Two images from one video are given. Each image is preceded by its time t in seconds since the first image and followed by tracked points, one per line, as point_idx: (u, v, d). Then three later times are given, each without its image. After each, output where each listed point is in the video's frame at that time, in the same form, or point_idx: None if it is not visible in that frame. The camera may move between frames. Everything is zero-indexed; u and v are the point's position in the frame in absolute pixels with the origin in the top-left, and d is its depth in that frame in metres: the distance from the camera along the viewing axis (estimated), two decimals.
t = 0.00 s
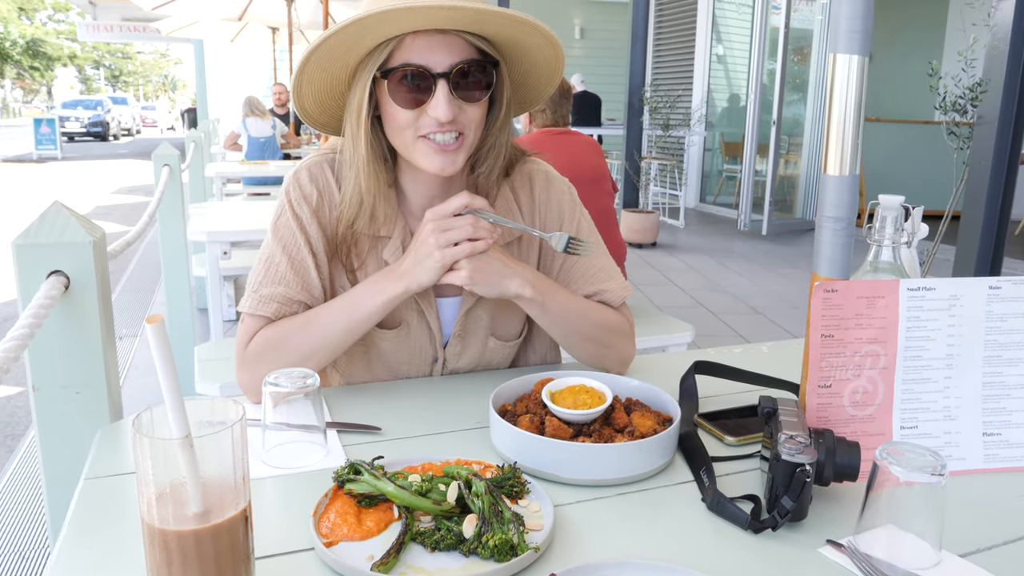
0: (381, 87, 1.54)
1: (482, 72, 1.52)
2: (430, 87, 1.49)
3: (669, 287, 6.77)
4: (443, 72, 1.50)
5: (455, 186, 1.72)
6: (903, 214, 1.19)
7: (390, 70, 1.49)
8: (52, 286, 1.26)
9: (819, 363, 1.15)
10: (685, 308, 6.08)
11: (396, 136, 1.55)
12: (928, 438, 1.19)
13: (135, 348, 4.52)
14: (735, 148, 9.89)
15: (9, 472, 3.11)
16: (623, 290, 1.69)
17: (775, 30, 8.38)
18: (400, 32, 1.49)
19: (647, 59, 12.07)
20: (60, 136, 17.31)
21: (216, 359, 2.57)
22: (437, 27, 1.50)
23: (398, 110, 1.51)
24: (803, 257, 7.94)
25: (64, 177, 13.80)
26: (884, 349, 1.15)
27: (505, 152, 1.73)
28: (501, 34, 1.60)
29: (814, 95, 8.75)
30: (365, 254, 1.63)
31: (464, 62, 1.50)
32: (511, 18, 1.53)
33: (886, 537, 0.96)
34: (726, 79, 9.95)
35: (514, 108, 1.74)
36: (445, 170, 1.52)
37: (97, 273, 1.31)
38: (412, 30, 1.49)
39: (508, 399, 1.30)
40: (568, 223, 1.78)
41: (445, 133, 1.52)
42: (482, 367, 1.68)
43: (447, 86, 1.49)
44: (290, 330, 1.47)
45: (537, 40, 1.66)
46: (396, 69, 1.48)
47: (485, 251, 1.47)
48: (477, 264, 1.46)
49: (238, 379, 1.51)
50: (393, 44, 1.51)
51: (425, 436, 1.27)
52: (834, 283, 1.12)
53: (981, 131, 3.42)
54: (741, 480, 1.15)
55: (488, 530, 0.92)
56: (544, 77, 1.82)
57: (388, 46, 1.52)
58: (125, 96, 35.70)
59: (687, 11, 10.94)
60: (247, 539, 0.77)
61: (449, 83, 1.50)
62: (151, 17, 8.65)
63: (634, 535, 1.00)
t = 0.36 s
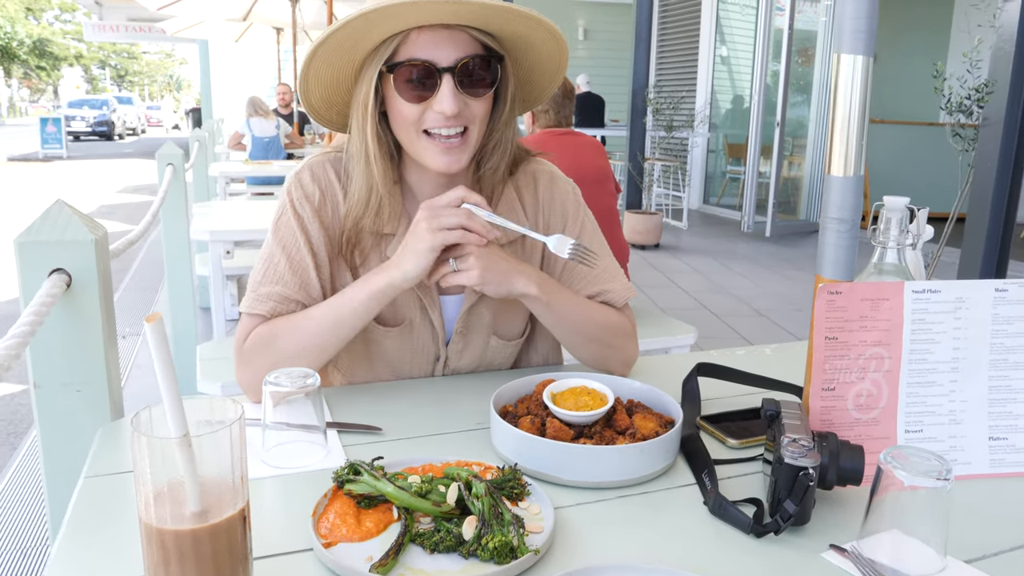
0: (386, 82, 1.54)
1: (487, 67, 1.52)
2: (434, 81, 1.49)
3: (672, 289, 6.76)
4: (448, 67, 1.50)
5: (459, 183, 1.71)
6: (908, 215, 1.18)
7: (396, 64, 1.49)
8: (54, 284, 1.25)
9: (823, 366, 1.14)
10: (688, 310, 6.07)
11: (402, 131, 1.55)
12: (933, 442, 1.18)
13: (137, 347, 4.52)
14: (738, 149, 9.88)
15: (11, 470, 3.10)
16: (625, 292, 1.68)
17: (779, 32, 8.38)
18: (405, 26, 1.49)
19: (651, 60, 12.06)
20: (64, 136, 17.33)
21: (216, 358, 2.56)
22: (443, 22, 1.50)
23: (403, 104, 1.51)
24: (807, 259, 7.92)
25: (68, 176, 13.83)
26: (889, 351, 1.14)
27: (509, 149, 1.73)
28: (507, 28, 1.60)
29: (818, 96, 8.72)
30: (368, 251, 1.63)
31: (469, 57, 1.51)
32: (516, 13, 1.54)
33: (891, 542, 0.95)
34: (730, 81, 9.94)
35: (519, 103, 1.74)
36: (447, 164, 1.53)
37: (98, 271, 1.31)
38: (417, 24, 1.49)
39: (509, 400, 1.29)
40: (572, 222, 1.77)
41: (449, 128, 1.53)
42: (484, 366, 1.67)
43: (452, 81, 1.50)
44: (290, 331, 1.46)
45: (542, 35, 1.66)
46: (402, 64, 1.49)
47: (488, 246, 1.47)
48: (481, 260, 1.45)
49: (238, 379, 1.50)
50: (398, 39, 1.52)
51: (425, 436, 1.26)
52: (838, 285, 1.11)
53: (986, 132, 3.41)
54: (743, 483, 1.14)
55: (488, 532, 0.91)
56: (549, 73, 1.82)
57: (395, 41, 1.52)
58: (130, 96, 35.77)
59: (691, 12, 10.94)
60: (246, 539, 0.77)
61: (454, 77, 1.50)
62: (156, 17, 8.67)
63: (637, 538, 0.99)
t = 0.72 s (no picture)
0: (403, 66, 1.54)
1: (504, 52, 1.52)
2: (451, 64, 1.49)
3: (685, 291, 6.72)
4: (465, 50, 1.51)
5: (471, 180, 1.70)
6: (920, 216, 1.16)
7: (415, 45, 1.49)
8: (57, 282, 1.25)
9: (832, 369, 1.11)
10: (700, 313, 6.03)
11: (418, 116, 1.54)
12: (946, 448, 1.16)
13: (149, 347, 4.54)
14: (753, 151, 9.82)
15: (23, 468, 3.12)
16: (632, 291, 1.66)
17: (794, 33, 8.32)
18: (425, 8, 1.50)
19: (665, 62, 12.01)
20: (81, 137, 17.45)
21: (225, 358, 2.56)
22: (461, 5, 1.51)
23: (418, 87, 1.51)
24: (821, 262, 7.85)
25: (86, 177, 13.95)
26: (900, 355, 1.11)
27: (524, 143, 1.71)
28: (523, 16, 1.61)
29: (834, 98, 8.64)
30: (377, 249, 1.62)
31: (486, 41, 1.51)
32: None
33: (901, 551, 0.92)
34: (745, 82, 9.87)
35: (533, 97, 1.74)
36: (459, 149, 1.51)
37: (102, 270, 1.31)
38: (436, 7, 1.50)
39: (512, 403, 1.27)
40: (581, 221, 1.74)
41: (464, 111, 1.51)
42: (492, 366, 1.66)
43: (469, 64, 1.50)
44: (291, 335, 1.45)
45: (558, 25, 1.67)
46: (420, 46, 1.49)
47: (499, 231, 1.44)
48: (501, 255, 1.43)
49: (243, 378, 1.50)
50: (417, 22, 1.52)
51: (428, 438, 1.25)
52: (848, 287, 1.09)
53: (1003, 134, 3.35)
54: (750, 489, 1.12)
55: (486, 536, 0.89)
56: (563, 69, 1.83)
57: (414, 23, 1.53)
58: (147, 98, 36.02)
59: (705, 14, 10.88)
60: (239, 541, 0.75)
61: (471, 61, 1.50)
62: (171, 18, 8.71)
63: (638, 544, 0.97)
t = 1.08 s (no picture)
0: (409, 60, 1.53)
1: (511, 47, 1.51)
2: (457, 57, 1.47)
3: (692, 293, 6.70)
4: (472, 43, 1.49)
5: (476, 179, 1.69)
6: (914, 211, 1.15)
7: (420, 37, 1.48)
8: (54, 278, 1.26)
9: (824, 364, 1.11)
10: (706, 314, 6.01)
11: (421, 111, 1.52)
12: (938, 443, 1.15)
13: (157, 347, 4.57)
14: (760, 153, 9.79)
15: (30, 467, 3.15)
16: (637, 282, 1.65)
17: (801, 35, 8.31)
18: (432, 2, 1.50)
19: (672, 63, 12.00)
20: (91, 140, 17.53)
21: (228, 357, 2.57)
22: None
23: (423, 80, 1.50)
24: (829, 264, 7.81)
25: (95, 180, 14.02)
26: (893, 349, 1.11)
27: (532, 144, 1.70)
28: (529, 14, 1.60)
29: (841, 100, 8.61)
30: (383, 250, 1.61)
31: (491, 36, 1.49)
32: None
33: (888, 544, 0.92)
34: (753, 84, 9.85)
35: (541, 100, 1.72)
36: (463, 144, 1.48)
37: (98, 266, 1.32)
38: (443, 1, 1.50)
39: (506, 397, 1.27)
40: (582, 219, 1.75)
41: (468, 105, 1.49)
42: (494, 366, 1.64)
43: (475, 58, 1.48)
44: (295, 337, 1.41)
45: (564, 27, 1.67)
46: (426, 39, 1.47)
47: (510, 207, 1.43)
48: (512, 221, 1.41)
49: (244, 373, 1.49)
50: (424, 16, 1.52)
51: (423, 432, 1.26)
52: (840, 282, 1.08)
53: (1010, 134, 3.33)
54: (741, 482, 1.12)
55: (474, 527, 0.90)
56: (572, 74, 1.81)
57: (421, 17, 1.53)
58: (157, 101, 36.17)
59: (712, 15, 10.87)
60: (225, 529, 0.76)
61: (477, 54, 1.48)
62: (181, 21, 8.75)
63: (629, 537, 0.97)
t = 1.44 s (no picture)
0: (397, 61, 1.51)
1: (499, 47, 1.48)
2: (446, 58, 1.45)
3: (703, 286, 6.69)
4: (461, 44, 1.46)
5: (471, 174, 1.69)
6: (903, 184, 1.15)
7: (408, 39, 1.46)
8: (62, 259, 1.29)
9: (811, 337, 1.13)
10: (717, 306, 5.99)
11: (412, 112, 1.51)
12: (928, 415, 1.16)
13: (170, 340, 4.62)
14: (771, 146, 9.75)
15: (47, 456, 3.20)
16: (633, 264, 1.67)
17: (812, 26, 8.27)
18: (419, 3, 1.48)
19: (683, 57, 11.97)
20: (106, 139, 17.69)
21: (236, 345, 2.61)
22: None
23: (413, 83, 1.48)
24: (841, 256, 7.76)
25: (111, 178, 14.15)
26: (880, 322, 1.12)
27: (526, 135, 1.68)
28: (519, 9, 1.58)
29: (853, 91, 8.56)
30: (378, 238, 1.63)
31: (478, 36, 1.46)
32: None
33: (872, 510, 0.94)
34: (764, 77, 9.81)
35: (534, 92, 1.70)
36: (455, 146, 1.47)
37: (103, 247, 1.35)
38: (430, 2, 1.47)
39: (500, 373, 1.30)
40: (577, 205, 1.76)
41: (459, 108, 1.47)
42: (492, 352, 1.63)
43: (464, 59, 1.45)
44: (285, 314, 1.41)
45: (557, 21, 1.65)
46: (413, 40, 1.45)
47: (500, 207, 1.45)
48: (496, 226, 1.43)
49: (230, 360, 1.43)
50: (412, 17, 1.50)
51: (420, 407, 1.28)
52: (826, 255, 1.09)
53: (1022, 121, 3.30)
54: (730, 453, 1.13)
55: (462, 491, 0.92)
56: (564, 63, 1.80)
57: (409, 17, 1.50)
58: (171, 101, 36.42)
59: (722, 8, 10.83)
60: (218, 486, 0.79)
61: (467, 55, 1.46)
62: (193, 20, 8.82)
63: (614, 504, 0.99)
